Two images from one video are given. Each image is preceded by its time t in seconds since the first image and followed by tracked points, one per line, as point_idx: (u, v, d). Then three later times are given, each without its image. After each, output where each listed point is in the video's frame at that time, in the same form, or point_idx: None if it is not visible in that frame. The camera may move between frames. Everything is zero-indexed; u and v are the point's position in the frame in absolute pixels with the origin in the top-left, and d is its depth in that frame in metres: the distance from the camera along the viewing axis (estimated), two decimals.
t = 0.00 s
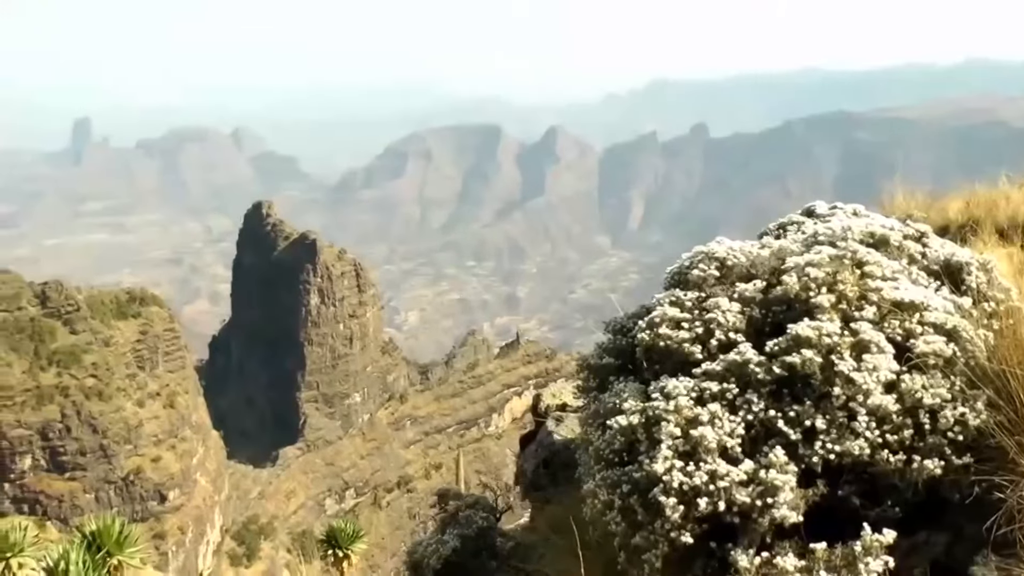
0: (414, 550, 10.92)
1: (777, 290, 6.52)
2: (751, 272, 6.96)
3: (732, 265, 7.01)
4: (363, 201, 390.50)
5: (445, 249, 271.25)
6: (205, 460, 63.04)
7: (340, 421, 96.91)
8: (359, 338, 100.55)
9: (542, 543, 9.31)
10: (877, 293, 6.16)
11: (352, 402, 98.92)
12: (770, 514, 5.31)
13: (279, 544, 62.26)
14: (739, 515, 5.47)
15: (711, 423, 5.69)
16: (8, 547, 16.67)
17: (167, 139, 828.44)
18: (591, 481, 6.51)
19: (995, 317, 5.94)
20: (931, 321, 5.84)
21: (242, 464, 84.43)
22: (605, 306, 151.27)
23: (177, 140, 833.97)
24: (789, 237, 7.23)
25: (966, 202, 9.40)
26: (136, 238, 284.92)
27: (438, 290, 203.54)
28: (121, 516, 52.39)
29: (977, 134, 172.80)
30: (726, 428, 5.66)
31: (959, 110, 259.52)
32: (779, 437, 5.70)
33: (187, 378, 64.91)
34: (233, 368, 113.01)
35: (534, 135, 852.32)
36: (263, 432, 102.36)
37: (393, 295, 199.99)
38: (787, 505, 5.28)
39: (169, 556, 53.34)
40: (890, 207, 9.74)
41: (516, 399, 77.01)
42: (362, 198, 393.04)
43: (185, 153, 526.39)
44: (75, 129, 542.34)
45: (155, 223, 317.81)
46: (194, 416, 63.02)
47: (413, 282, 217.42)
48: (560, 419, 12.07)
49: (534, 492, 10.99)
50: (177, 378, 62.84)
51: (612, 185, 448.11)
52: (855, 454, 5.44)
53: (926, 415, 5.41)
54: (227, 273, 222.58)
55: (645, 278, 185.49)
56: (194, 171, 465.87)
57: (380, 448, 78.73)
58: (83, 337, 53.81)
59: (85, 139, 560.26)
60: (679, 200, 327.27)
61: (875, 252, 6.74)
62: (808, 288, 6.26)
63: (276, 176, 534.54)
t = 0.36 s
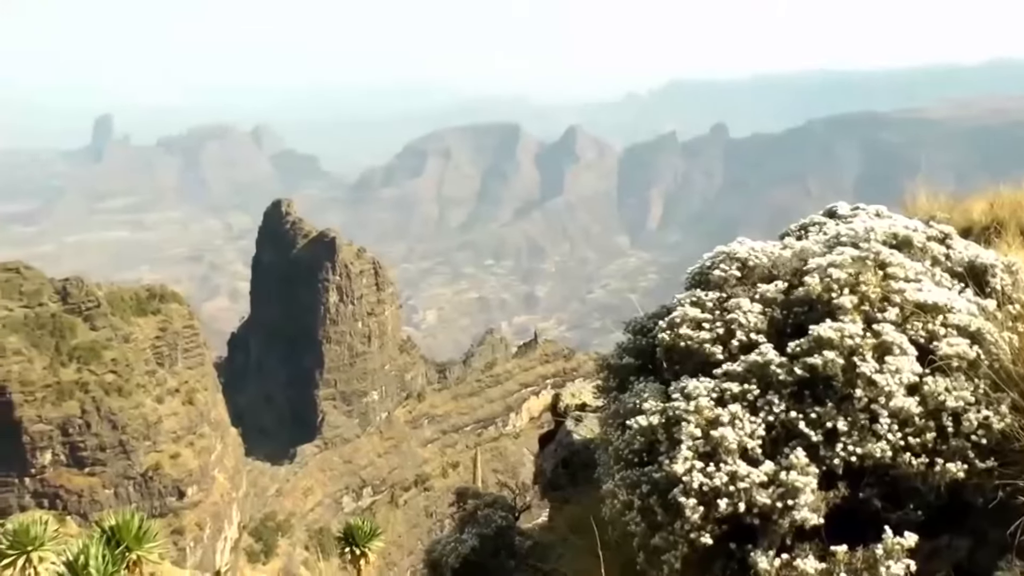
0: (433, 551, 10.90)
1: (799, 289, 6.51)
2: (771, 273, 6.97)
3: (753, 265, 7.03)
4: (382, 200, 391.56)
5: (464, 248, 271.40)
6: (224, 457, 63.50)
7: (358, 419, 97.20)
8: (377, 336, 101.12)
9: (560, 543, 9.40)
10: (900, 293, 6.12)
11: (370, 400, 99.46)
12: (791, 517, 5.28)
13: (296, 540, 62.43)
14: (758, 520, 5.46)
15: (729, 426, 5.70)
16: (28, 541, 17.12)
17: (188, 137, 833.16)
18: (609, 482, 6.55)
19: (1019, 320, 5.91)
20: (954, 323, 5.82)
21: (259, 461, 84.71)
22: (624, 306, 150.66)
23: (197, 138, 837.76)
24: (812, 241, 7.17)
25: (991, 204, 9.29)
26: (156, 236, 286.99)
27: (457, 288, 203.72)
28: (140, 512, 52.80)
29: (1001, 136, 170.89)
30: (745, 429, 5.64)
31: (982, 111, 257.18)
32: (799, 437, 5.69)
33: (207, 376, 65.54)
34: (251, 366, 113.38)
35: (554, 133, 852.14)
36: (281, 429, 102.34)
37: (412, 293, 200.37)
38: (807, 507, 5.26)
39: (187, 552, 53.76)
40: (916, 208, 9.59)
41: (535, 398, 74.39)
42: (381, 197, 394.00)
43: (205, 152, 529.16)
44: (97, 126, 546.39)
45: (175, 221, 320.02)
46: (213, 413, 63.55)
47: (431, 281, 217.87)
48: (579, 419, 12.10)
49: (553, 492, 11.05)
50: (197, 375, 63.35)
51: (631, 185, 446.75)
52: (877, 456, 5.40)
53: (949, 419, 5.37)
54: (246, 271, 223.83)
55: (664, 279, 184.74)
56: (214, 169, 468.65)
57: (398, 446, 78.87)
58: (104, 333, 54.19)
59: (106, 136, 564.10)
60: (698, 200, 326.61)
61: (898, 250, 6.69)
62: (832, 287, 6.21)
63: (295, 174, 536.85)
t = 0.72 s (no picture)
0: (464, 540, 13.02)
1: (822, 293, 7.79)
2: (796, 273, 8.35)
3: (777, 266, 8.42)
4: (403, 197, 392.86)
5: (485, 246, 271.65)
6: (244, 452, 63.81)
7: (377, 417, 97.71)
8: (398, 334, 101.41)
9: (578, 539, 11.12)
10: (919, 297, 7.38)
11: (389, 398, 100.26)
12: (814, 517, 6.40)
13: (313, 537, 62.70)
14: (780, 519, 6.63)
15: (753, 426, 6.87)
16: (50, 534, 17.46)
17: (211, 133, 838.73)
18: (633, 479, 7.78)
19: None
20: (978, 325, 6.99)
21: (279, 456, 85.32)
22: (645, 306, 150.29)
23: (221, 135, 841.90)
24: (839, 238, 8.48)
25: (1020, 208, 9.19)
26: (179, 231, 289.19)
27: (477, 287, 204.27)
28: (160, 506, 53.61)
29: None
30: (769, 429, 6.80)
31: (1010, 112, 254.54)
32: (823, 439, 6.84)
33: (227, 371, 65.98)
34: (271, 361, 114.05)
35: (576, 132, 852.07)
36: (299, 424, 102.93)
37: (433, 291, 201.07)
38: (829, 511, 6.38)
39: (205, 548, 54.60)
40: (937, 209, 9.57)
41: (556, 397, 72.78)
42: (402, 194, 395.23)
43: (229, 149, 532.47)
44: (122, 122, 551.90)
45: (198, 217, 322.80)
46: (233, 408, 64.06)
47: (452, 278, 218.82)
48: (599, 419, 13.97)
49: (575, 486, 12.85)
50: (217, 371, 63.91)
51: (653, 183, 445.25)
52: (899, 458, 6.53)
53: (975, 422, 6.52)
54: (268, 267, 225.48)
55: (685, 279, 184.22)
56: (237, 166, 472.11)
57: (417, 444, 78.71)
58: (125, 328, 54.37)
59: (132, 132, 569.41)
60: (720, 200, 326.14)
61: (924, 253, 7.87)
62: (857, 289, 7.46)
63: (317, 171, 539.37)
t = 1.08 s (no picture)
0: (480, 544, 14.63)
1: (848, 294, 11.13)
2: (820, 272, 11.94)
3: (800, 267, 12.09)
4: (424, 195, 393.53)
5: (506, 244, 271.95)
6: (264, 447, 64.03)
7: (398, 414, 98.16)
8: (418, 332, 101.34)
9: (598, 537, 13.42)
10: (943, 298, 10.57)
11: (410, 395, 100.42)
12: (836, 519, 9.31)
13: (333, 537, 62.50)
14: (804, 521, 9.59)
15: (776, 425, 10.02)
16: (71, 528, 17.69)
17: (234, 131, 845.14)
18: (657, 476, 11.17)
19: None
20: (1005, 325, 10.15)
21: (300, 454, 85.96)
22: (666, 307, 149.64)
23: (243, 131, 844.70)
24: (863, 239, 12.18)
25: None
26: (202, 228, 291.50)
27: (498, 285, 204.53)
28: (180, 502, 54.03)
29: None
30: (792, 430, 9.93)
31: None
32: (845, 440, 9.98)
33: (248, 367, 66.14)
34: (292, 357, 114.66)
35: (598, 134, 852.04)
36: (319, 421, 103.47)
37: (453, 289, 201.51)
38: (851, 513, 9.26)
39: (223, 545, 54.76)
40: (969, 208, 12.95)
41: (577, 396, 73.01)
42: (423, 192, 395.66)
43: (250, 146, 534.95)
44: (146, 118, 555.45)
45: (220, 213, 325.18)
46: (253, 404, 63.97)
47: (474, 277, 219.45)
48: (620, 417, 16.22)
49: (597, 484, 15.16)
50: (238, 367, 63.82)
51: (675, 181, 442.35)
52: (923, 459, 9.50)
53: (998, 424, 9.54)
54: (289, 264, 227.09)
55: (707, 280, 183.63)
56: (259, 163, 474.76)
57: (438, 442, 77.23)
58: (147, 323, 55.42)
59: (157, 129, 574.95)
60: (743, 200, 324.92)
61: (947, 249, 11.28)
62: (881, 291, 10.69)
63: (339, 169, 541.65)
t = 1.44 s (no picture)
0: (498, 543, 14.75)
1: (868, 295, 11.13)
2: (841, 273, 11.92)
3: (822, 267, 12.05)
4: (443, 193, 394.59)
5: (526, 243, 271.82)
6: (282, 445, 64.43)
7: (416, 412, 98.11)
8: (438, 330, 101.21)
9: (618, 538, 13.39)
10: (965, 297, 10.53)
11: (428, 393, 100.35)
12: (856, 521, 9.33)
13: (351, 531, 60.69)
14: (824, 521, 9.59)
15: (797, 425, 10.04)
16: (90, 523, 17.62)
17: (255, 130, 852.31)
18: (677, 477, 11.20)
19: None
20: None
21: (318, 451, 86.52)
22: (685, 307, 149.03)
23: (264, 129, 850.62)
24: (885, 239, 12.16)
25: None
26: (223, 226, 293.53)
27: (516, 284, 204.68)
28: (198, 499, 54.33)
29: None
30: (812, 431, 9.94)
31: None
32: (865, 440, 9.96)
33: (267, 365, 66.68)
34: (311, 355, 115.35)
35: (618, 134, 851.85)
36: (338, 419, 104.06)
37: (472, 287, 201.90)
38: (871, 514, 9.27)
39: (241, 542, 54.77)
40: (993, 208, 12.94)
41: (594, 396, 73.48)
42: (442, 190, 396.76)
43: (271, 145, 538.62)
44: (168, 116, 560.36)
45: (241, 211, 327.78)
46: (272, 401, 64.41)
47: (493, 275, 219.80)
48: (640, 416, 16.23)
49: (615, 483, 15.21)
50: (257, 364, 64.35)
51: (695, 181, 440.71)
52: (944, 460, 9.51)
53: (1019, 426, 9.58)
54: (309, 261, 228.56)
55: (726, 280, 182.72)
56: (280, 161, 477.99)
57: (456, 440, 77.09)
58: (167, 320, 55.80)
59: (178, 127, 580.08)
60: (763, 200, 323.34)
61: (969, 249, 11.24)
62: (904, 290, 10.65)
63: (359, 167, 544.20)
